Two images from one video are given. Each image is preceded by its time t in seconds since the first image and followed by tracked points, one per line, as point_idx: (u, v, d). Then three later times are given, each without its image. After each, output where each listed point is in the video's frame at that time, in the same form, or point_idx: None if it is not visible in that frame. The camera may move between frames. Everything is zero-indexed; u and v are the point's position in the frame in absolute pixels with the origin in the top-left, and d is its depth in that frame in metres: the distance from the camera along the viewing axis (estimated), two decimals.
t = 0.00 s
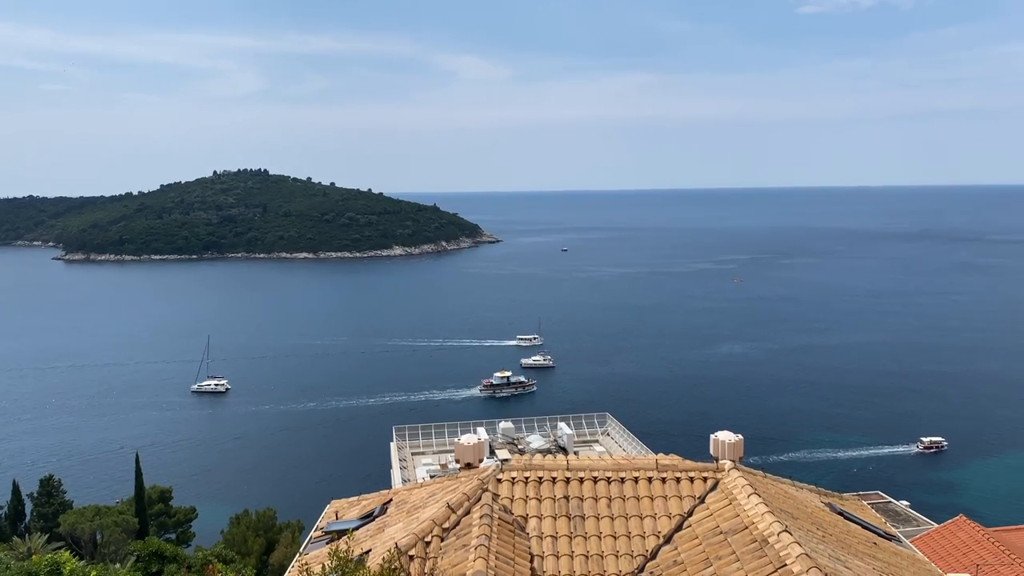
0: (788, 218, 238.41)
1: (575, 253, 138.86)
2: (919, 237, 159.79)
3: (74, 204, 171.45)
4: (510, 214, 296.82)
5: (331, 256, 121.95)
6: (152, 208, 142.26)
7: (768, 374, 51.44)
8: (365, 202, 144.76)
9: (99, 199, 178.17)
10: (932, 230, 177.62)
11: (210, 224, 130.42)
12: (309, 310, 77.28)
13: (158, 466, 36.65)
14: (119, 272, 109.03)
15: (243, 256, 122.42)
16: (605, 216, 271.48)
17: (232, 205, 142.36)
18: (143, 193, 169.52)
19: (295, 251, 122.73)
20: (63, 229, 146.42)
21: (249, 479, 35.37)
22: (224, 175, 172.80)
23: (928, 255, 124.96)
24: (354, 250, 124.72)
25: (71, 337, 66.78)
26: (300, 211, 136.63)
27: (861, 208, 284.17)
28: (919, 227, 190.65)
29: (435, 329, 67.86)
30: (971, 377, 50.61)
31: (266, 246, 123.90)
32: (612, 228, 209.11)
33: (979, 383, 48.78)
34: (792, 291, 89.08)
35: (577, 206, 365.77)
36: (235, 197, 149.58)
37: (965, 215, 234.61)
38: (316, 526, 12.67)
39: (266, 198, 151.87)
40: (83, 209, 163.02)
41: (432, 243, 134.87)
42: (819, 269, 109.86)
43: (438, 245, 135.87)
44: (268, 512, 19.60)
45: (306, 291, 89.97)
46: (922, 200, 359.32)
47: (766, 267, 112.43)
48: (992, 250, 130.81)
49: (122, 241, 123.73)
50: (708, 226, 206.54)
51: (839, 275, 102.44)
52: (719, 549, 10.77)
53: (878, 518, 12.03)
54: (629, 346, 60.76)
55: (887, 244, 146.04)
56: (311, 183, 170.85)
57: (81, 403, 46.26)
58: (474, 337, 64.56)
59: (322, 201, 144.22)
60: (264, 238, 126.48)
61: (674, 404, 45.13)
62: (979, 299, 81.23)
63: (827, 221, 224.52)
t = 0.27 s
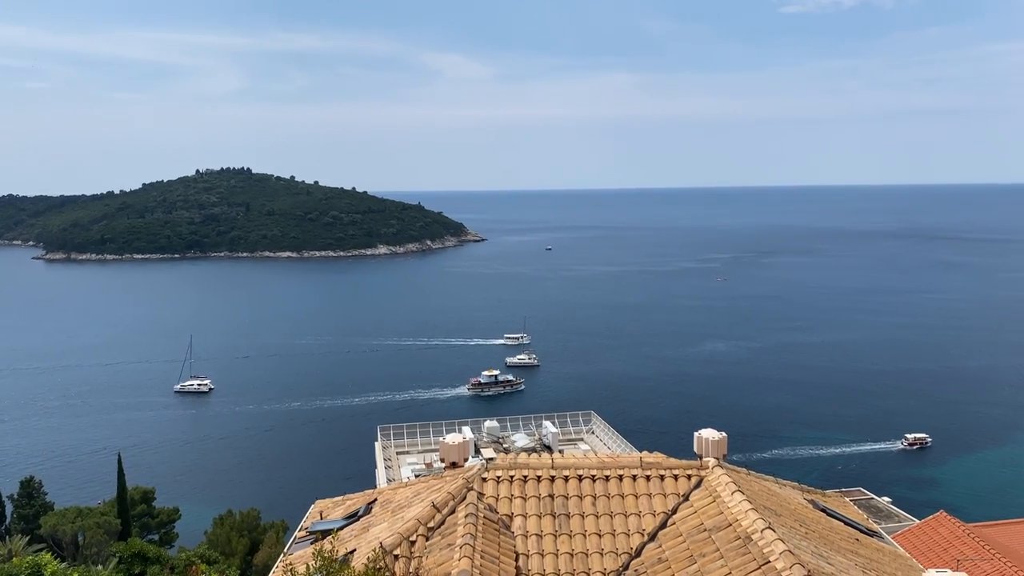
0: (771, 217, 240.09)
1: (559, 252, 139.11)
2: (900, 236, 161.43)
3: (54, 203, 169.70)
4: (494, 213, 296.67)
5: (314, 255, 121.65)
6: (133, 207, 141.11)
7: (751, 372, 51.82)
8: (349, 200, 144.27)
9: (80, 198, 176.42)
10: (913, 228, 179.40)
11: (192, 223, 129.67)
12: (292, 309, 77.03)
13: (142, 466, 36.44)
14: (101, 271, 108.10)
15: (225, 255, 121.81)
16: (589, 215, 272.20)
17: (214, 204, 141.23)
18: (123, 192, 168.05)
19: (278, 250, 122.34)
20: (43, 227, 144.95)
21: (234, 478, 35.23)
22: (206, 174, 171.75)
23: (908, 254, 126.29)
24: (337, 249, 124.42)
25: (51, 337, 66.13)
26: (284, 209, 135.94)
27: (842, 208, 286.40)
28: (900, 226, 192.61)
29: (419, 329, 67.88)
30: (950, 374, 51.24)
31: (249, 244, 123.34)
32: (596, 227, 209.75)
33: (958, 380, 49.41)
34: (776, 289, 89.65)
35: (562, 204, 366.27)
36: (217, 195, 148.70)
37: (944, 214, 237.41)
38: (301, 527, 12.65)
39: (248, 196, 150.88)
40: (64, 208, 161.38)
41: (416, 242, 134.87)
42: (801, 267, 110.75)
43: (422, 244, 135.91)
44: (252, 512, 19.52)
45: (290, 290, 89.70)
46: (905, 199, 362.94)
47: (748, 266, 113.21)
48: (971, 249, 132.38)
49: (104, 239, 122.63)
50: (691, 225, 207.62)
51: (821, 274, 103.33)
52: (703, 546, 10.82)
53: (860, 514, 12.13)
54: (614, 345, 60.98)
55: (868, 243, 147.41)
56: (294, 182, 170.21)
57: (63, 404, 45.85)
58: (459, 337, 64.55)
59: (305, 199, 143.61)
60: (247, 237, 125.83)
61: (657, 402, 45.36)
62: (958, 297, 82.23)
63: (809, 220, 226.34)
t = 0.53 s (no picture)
0: (752, 216, 241.77)
1: (543, 251, 139.32)
2: (879, 235, 163.05)
3: (31, 201, 167.54)
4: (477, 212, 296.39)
5: (296, 255, 121.20)
6: (112, 206, 139.69)
7: (733, 370, 52.09)
8: (331, 199, 143.75)
9: (57, 197, 174.27)
10: (891, 227, 181.33)
11: (172, 222, 128.56)
12: (273, 309, 76.60)
13: (124, 467, 36.11)
14: (81, 270, 106.95)
15: (206, 254, 120.98)
16: (572, 214, 272.94)
17: (194, 202, 140.23)
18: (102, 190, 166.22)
19: (260, 249, 121.74)
20: (20, 226, 143.06)
21: (217, 479, 35.00)
22: (187, 172, 170.31)
23: (888, 252, 127.64)
24: (319, 248, 124.04)
25: (29, 338, 65.27)
26: (265, 208, 135.13)
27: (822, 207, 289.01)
28: (879, 224, 194.55)
29: (403, 328, 67.74)
30: (929, 371, 51.81)
31: (230, 244, 122.61)
32: (579, 225, 210.17)
33: (937, 377, 49.96)
34: (758, 287, 90.23)
35: (545, 203, 366.56)
36: (197, 194, 147.59)
37: (922, 213, 240.34)
38: (282, 527, 12.58)
39: (229, 195, 149.87)
40: (41, 207, 159.38)
41: (398, 241, 134.71)
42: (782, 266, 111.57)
43: (405, 243, 135.77)
44: (233, 513, 19.40)
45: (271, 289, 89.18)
46: (885, 198, 366.79)
47: (730, 264, 113.87)
48: (949, 247, 134.03)
49: (82, 238, 121.35)
50: (673, 224, 208.57)
51: (802, 272, 104.17)
52: (686, 544, 10.85)
53: (840, 510, 12.21)
54: (597, 343, 61.14)
55: (847, 242, 148.76)
56: (276, 180, 169.25)
57: (42, 405, 45.31)
58: (443, 335, 64.50)
59: (286, 198, 142.97)
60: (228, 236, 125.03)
61: (639, 400, 45.46)
62: (936, 295, 83.17)
63: (790, 218, 228.33)
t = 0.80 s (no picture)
0: (732, 215, 243.53)
1: (524, 250, 139.47)
2: (857, 233, 164.76)
3: (6, 200, 165.30)
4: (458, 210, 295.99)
5: (275, 253, 120.67)
6: (89, 205, 138.26)
7: (714, 368, 52.37)
8: (310, 197, 143.12)
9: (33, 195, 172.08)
10: (869, 226, 183.23)
11: (150, 221, 127.47)
12: (253, 308, 76.15)
13: (103, 469, 35.77)
14: (59, 270, 105.75)
15: (185, 252, 120.07)
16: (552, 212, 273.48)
17: (173, 201, 139.15)
18: (79, 189, 164.36)
19: (239, 248, 121.09)
20: None
21: (197, 480, 34.75)
22: (166, 170, 168.88)
23: (865, 250, 129.04)
24: (299, 247, 123.62)
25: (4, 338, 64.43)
26: (244, 207, 134.26)
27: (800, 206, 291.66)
28: (856, 223, 196.54)
29: (384, 327, 67.58)
30: (907, 368, 52.40)
31: (209, 242, 121.77)
32: (561, 224, 210.57)
33: (915, 374, 50.55)
34: (738, 285, 90.83)
35: (527, 202, 366.75)
36: (176, 193, 146.40)
37: (898, 211, 243.17)
38: (263, 528, 12.51)
39: (208, 193, 148.74)
40: (17, 205, 157.35)
41: (379, 239, 134.49)
42: (761, 264, 112.39)
43: (385, 242, 135.56)
44: (212, 514, 19.30)
45: (251, 288, 88.65)
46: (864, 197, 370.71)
47: (710, 263, 114.53)
48: (925, 246, 135.73)
49: (59, 237, 120.02)
50: (654, 223, 209.61)
51: (781, 270, 105.01)
52: (666, 541, 10.90)
53: (819, 506, 12.31)
54: (579, 342, 61.28)
55: (826, 240, 150.13)
56: (256, 179, 168.29)
57: (19, 407, 44.76)
58: (425, 334, 64.42)
59: (265, 197, 142.11)
60: (207, 234, 124.19)
61: (620, 398, 45.61)
62: (913, 293, 84.11)
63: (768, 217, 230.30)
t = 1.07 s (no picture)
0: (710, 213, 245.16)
1: (505, 249, 139.64)
2: (834, 232, 166.39)
3: None
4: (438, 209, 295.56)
5: (253, 252, 119.84)
6: (64, 203, 136.58)
7: (694, 366, 52.65)
8: (289, 196, 142.32)
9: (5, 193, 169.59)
10: (846, 225, 185.04)
11: (126, 220, 126.10)
12: (231, 308, 75.58)
13: (80, 471, 35.37)
14: (35, 269, 104.36)
15: (162, 251, 118.91)
16: (532, 211, 273.78)
17: (149, 199, 137.80)
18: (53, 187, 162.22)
19: (217, 247, 120.16)
20: None
21: (177, 482, 34.43)
22: (142, 169, 167.15)
23: (842, 249, 130.50)
24: (277, 245, 122.88)
25: None
26: (221, 206, 133.28)
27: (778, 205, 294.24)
28: (833, 222, 198.40)
29: (364, 326, 67.33)
30: (885, 366, 52.97)
31: (186, 241, 120.70)
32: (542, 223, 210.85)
33: (893, 372, 51.09)
34: (718, 284, 91.42)
35: (509, 201, 366.80)
36: (152, 191, 144.98)
37: (873, 210, 246.08)
38: (241, 529, 12.42)
39: (185, 192, 147.35)
40: None
41: (358, 238, 134.03)
42: (740, 263, 113.16)
43: (365, 240, 135.10)
44: (191, 515, 19.12)
45: (230, 288, 87.98)
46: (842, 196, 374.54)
47: (690, 262, 115.09)
48: (900, 244, 137.52)
49: (33, 237, 118.44)
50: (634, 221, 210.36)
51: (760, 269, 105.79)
52: (646, 538, 10.93)
53: (797, 503, 12.39)
54: (560, 340, 61.38)
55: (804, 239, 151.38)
56: (234, 177, 167.04)
57: None
58: (406, 334, 64.25)
59: (243, 195, 141.05)
60: (184, 233, 123.11)
61: (600, 397, 45.71)
62: (890, 291, 85.05)
63: (746, 216, 232.17)
